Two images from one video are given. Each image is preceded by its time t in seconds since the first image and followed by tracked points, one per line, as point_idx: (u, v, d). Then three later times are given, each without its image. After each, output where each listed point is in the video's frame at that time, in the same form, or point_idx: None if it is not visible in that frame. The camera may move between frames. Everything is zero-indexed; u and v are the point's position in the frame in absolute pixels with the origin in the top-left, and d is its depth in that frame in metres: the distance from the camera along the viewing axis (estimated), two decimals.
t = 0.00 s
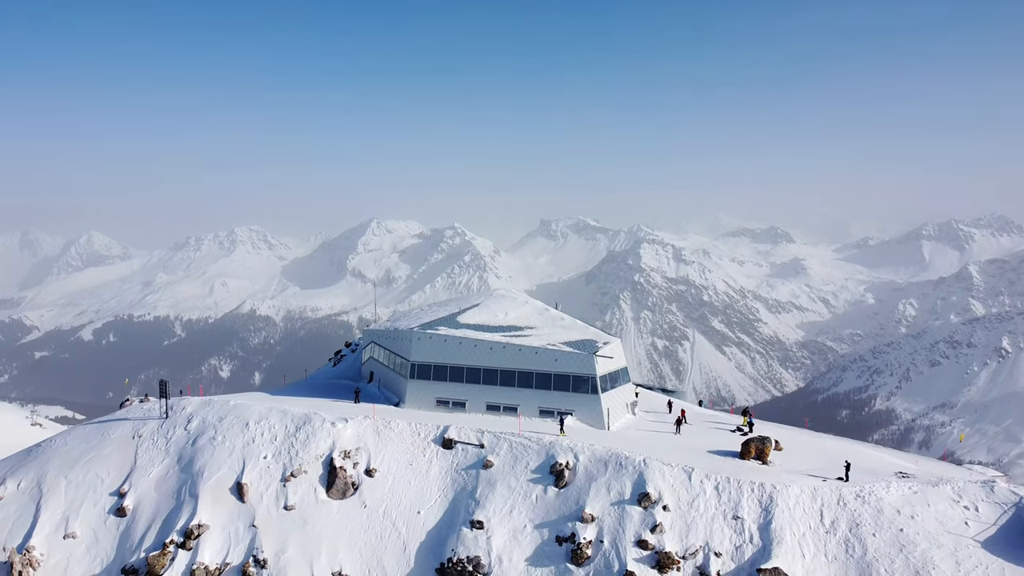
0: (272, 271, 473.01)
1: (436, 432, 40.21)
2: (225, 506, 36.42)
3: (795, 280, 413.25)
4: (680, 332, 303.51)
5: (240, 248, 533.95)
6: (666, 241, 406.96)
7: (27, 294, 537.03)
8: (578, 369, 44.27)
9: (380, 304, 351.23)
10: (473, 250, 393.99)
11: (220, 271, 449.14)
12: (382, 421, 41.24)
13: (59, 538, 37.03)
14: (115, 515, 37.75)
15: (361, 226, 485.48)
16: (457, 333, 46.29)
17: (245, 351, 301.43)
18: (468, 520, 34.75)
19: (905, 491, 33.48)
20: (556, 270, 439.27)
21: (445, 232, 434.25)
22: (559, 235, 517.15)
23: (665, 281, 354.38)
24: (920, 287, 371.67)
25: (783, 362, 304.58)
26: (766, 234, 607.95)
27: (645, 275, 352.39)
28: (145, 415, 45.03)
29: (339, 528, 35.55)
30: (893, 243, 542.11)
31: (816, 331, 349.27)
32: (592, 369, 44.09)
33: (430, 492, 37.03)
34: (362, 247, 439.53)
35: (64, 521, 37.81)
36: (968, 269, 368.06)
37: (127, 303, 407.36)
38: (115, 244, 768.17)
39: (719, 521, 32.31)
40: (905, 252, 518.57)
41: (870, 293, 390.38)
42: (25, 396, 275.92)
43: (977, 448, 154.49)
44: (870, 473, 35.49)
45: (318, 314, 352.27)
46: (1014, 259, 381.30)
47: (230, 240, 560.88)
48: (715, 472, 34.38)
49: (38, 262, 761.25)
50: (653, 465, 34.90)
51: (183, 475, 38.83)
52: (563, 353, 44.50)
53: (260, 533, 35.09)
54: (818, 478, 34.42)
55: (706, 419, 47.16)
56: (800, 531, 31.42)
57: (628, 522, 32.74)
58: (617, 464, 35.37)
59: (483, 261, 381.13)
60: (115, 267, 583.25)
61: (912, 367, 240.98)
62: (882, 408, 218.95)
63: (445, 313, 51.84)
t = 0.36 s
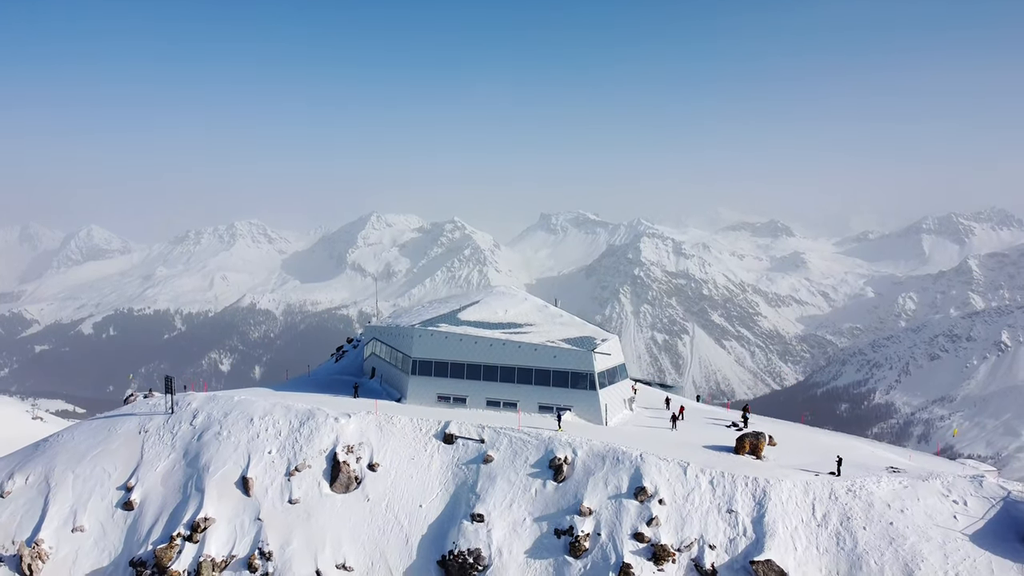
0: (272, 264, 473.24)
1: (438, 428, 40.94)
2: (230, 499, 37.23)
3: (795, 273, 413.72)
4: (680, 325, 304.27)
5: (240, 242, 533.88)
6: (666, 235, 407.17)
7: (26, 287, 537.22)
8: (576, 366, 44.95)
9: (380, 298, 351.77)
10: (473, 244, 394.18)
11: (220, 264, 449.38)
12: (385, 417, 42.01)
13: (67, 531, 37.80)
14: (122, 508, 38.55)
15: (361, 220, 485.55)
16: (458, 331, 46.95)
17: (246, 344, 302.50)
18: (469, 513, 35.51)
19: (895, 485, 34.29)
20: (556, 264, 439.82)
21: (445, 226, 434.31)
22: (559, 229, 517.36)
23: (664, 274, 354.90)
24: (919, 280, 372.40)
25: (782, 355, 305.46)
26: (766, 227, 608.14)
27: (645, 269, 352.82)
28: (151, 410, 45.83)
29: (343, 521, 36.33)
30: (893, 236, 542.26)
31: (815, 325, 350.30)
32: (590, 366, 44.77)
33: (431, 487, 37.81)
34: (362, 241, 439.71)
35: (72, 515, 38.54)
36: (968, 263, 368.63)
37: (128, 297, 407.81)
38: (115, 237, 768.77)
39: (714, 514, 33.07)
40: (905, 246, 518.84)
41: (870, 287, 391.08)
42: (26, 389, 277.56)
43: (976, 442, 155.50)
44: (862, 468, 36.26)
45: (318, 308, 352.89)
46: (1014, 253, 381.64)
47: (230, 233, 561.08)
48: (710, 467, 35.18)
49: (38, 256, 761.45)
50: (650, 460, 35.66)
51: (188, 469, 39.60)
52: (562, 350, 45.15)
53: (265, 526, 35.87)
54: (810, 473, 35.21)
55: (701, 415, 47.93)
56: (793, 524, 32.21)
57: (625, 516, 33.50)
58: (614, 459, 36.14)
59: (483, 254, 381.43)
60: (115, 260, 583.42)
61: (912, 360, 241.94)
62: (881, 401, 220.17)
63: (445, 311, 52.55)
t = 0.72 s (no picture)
0: (272, 258, 473.41)
1: (439, 423, 41.72)
2: (235, 493, 37.98)
3: (795, 267, 414.12)
4: (679, 319, 304.91)
5: (239, 236, 533.70)
6: (666, 229, 407.42)
7: (26, 281, 537.59)
8: (575, 362, 45.66)
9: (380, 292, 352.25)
10: (473, 238, 394.10)
11: (220, 258, 449.54)
12: (387, 412, 42.77)
13: (75, 524, 38.54)
14: (129, 502, 39.32)
15: (360, 214, 485.43)
16: (458, 328, 47.67)
17: (245, 338, 303.50)
18: (470, 506, 36.27)
19: (887, 480, 35.08)
20: (556, 258, 440.22)
21: (445, 220, 434.31)
22: (559, 223, 517.31)
23: (664, 268, 355.29)
24: (919, 274, 372.71)
25: (782, 349, 306.46)
26: (766, 221, 608.22)
27: (645, 263, 353.06)
28: (156, 406, 46.57)
29: (346, 514, 37.12)
30: (893, 230, 542.50)
31: (815, 319, 351.32)
32: (588, 362, 45.46)
33: (433, 480, 38.58)
34: (362, 234, 439.79)
35: (80, 509, 39.29)
36: (967, 257, 369.27)
37: (127, 290, 408.29)
38: (115, 231, 769.34)
39: (708, 508, 33.87)
40: (905, 239, 519.16)
41: (870, 281, 391.93)
42: (26, 382, 278.99)
43: (975, 436, 156.42)
44: (853, 462, 37.10)
45: (318, 302, 353.14)
46: (1013, 246, 382.07)
47: (229, 227, 561.01)
48: (705, 462, 35.99)
49: (37, 250, 761.74)
50: (646, 455, 36.47)
51: (195, 463, 40.36)
52: (560, 346, 45.86)
53: (270, 519, 36.67)
54: (803, 467, 36.00)
55: (698, 410, 48.68)
56: (785, 517, 33.01)
57: (621, 509, 34.27)
58: (612, 453, 36.93)
59: (483, 248, 381.55)
60: (114, 254, 582.83)
61: (911, 354, 243.03)
62: (880, 395, 221.38)
63: (446, 308, 53.25)
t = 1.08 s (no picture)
0: (272, 251, 473.78)
1: (440, 418, 42.58)
2: (240, 487, 38.79)
3: (794, 261, 414.65)
4: (679, 313, 305.57)
5: (239, 229, 533.55)
6: (666, 223, 407.68)
7: (26, 275, 537.82)
8: (573, 358, 46.38)
9: (380, 285, 352.89)
10: (473, 231, 394.31)
11: (220, 252, 449.87)
12: (389, 407, 43.58)
13: (82, 518, 39.28)
14: (136, 495, 40.15)
15: (360, 208, 485.48)
16: (458, 324, 48.43)
17: (245, 332, 304.49)
18: (470, 499, 37.07)
19: (877, 474, 35.99)
20: (556, 252, 440.76)
21: (445, 214, 434.26)
22: (559, 216, 517.40)
23: (664, 262, 355.66)
24: (919, 268, 373.22)
25: (781, 342, 307.56)
26: (766, 215, 608.26)
27: (645, 256, 353.35)
28: (161, 401, 47.35)
29: (349, 506, 37.92)
30: (893, 224, 542.85)
31: (814, 312, 352.36)
32: (586, 358, 46.18)
33: (435, 474, 39.38)
34: (361, 228, 439.90)
35: (88, 502, 40.09)
36: (967, 251, 369.78)
37: (127, 284, 408.76)
38: (115, 224, 770.36)
39: (703, 501, 34.71)
40: (904, 233, 519.67)
41: (869, 274, 392.95)
42: (27, 376, 280.42)
43: (973, 429, 157.44)
44: (845, 456, 37.93)
45: (318, 296, 353.67)
46: (1013, 240, 382.44)
47: (229, 221, 560.80)
48: (700, 455, 36.86)
49: (37, 243, 761.99)
50: (643, 449, 37.36)
51: (200, 457, 41.15)
52: (559, 343, 46.55)
53: (275, 511, 37.49)
54: (796, 461, 36.87)
55: (694, 405, 49.54)
56: (778, 510, 33.80)
57: (619, 502, 35.06)
58: (610, 447, 37.78)
59: (483, 242, 381.59)
60: (114, 248, 583.10)
61: (910, 348, 244.01)
62: (880, 388, 222.67)
63: (447, 304, 53.98)
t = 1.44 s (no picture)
0: (272, 245, 473.91)
1: (441, 413, 43.35)
2: (246, 480, 39.56)
3: (794, 255, 414.91)
4: (679, 307, 306.27)
5: (239, 223, 533.35)
6: (666, 216, 407.68)
7: (26, 269, 538.30)
8: (572, 354, 47.05)
9: (379, 279, 353.25)
10: (473, 225, 394.04)
11: (220, 246, 450.09)
12: (391, 403, 44.35)
13: (90, 511, 40.07)
14: (143, 489, 40.95)
15: (359, 202, 485.23)
16: (459, 321, 49.11)
17: (245, 326, 305.29)
18: (471, 493, 37.89)
19: (868, 468, 36.86)
20: (555, 246, 441.01)
21: (445, 208, 433.87)
22: (558, 210, 517.34)
23: (664, 256, 355.99)
24: (918, 261, 373.75)
25: (781, 336, 308.52)
26: (766, 209, 608.04)
27: (645, 250, 353.52)
28: (167, 396, 48.09)
29: (352, 500, 38.72)
30: (893, 217, 542.73)
31: (814, 306, 353.21)
32: (584, 355, 46.87)
33: (436, 468, 40.21)
34: (361, 222, 439.74)
35: (95, 496, 40.84)
36: (967, 244, 369.84)
37: (127, 278, 409.14)
38: (115, 218, 770.74)
39: (698, 494, 35.51)
40: (904, 226, 519.65)
41: (869, 268, 393.35)
42: (27, 369, 281.90)
43: (973, 423, 158.20)
44: (837, 450, 38.81)
45: (317, 290, 354.17)
46: (1013, 234, 382.55)
47: (229, 214, 560.46)
48: (695, 450, 37.67)
49: (37, 237, 761.94)
50: (639, 444, 38.12)
51: (206, 452, 41.93)
52: (557, 339, 47.24)
53: (280, 505, 38.28)
54: (789, 456, 37.70)
55: (690, 400, 50.35)
56: (772, 503, 34.62)
57: (616, 495, 35.88)
58: (607, 442, 38.60)
59: (483, 236, 381.47)
60: (113, 241, 582.91)
61: (909, 342, 244.83)
62: (879, 382, 223.89)
63: (447, 301, 54.68)
